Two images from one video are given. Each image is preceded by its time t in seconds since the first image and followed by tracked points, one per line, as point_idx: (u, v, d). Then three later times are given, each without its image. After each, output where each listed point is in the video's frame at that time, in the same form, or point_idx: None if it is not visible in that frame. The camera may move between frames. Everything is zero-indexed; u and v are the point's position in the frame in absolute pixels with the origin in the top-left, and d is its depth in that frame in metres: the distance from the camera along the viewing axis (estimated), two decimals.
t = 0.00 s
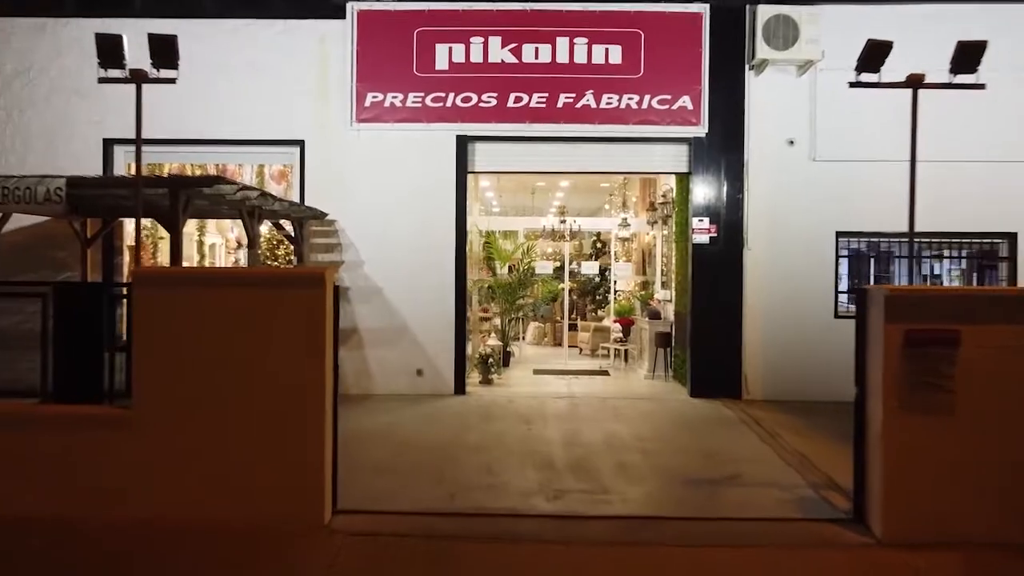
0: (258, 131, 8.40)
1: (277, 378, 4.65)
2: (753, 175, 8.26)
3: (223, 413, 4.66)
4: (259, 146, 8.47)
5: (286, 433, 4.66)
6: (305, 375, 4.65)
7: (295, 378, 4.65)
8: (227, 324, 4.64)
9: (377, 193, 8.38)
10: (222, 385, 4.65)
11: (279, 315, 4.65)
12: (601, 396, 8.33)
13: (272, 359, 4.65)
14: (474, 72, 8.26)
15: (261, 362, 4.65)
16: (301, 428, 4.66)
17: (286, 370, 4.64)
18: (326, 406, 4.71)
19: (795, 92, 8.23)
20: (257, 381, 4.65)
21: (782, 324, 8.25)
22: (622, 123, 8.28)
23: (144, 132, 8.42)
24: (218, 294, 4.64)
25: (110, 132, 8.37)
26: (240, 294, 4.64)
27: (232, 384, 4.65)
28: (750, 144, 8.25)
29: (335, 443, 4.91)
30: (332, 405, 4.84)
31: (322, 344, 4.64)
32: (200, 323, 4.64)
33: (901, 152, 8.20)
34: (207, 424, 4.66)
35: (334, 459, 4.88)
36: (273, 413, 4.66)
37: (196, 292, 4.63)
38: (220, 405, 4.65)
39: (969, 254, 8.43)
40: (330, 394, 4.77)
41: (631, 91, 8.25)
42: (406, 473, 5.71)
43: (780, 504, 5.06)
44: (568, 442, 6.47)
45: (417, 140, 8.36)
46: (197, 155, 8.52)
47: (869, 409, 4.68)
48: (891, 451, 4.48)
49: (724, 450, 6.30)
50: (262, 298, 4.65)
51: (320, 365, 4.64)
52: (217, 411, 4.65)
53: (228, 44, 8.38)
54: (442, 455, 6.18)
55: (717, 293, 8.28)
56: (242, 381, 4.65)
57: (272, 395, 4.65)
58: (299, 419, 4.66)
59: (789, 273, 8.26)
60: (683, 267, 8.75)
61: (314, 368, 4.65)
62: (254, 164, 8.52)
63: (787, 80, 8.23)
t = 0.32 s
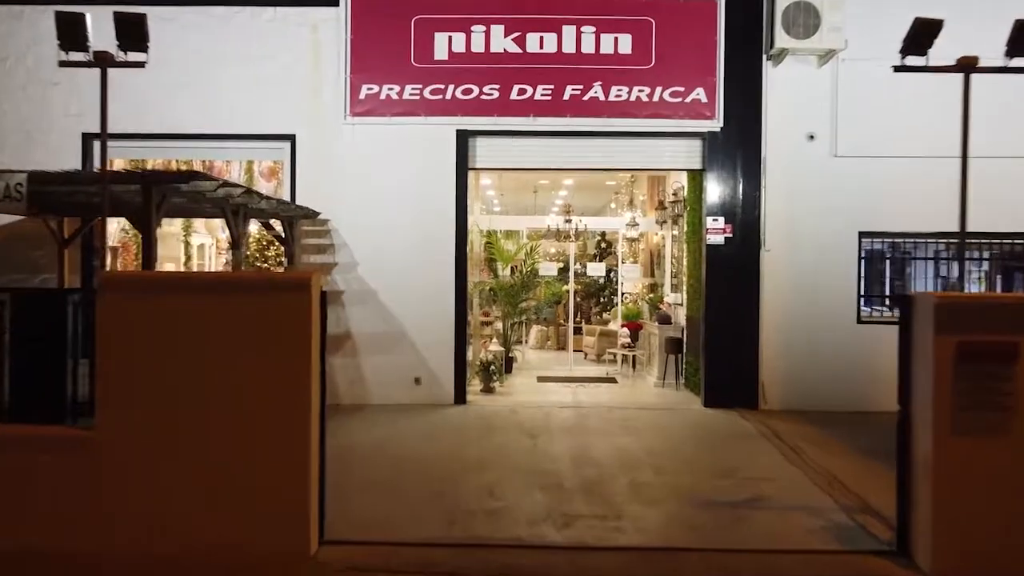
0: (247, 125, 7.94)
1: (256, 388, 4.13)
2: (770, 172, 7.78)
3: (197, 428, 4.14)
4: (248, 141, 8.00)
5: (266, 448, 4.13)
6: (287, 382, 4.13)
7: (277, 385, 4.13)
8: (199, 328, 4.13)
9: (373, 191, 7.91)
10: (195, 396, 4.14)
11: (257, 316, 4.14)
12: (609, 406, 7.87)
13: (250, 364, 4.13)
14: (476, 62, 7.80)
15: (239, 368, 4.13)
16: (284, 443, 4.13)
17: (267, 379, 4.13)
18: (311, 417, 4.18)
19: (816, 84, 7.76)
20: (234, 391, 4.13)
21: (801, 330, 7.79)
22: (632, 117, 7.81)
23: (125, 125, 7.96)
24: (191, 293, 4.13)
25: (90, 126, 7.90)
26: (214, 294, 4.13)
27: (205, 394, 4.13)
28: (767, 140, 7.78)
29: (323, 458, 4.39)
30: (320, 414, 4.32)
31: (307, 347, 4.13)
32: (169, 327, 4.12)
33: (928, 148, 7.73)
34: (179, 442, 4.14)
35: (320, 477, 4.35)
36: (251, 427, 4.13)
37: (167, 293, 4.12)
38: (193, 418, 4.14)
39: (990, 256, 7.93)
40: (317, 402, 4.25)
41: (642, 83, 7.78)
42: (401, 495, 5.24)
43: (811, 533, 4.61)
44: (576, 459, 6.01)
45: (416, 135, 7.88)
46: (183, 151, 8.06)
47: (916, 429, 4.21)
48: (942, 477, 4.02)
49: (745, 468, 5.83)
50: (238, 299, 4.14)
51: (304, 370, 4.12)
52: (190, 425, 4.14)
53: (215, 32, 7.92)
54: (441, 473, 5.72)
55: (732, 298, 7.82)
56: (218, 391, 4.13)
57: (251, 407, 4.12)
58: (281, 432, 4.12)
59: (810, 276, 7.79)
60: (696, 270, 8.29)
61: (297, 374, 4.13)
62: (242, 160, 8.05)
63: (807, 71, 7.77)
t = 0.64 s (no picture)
0: (224, 117, 7.41)
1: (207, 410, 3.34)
2: (783, 168, 7.30)
3: (143, 462, 3.36)
4: (226, 134, 7.48)
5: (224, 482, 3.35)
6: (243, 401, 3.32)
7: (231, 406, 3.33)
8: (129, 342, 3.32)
9: (360, 188, 7.39)
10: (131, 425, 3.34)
11: (200, 321, 3.34)
12: (613, 418, 7.36)
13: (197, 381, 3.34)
14: (470, 50, 7.29)
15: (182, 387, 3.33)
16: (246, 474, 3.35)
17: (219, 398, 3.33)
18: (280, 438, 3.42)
19: (832, 75, 7.30)
20: (167, 417, 3.34)
21: (818, 336, 7.30)
22: (636, 109, 7.31)
23: (93, 116, 7.42)
24: (124, 294, 3.31)
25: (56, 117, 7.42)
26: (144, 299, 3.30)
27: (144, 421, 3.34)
28: (780, 134, 7.30)
29: (298, 481, 3.65)
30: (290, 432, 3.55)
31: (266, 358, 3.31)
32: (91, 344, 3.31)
33: (951, 143, 7.26)
34: (123, 477, 3.36)
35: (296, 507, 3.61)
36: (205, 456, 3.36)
37: (84, 301, 3.30)
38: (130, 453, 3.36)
39: (1004, 256, 7.36)
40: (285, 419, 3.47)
41: (647, 73, 7.28)
42: (389, 523, 4.71)
43: (848, 567, 4.11)
44: (580, 480, 5.50)
45: (406, 128, 7.36)
46: (156, 144, 7.56)
47: (970, 455, 3.71)
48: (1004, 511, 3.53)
49: (764, 490, 5.34)
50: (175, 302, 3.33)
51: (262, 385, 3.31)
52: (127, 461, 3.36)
53: (191, 17, 7.39)
54: (433, 496, 5.20)
55: (743, 301, 7.33)
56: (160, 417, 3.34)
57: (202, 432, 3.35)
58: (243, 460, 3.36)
59: (826, 279, 7.30)
60: (703, 272, 7.82)
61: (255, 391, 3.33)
62: (219, 155, 7.57)
63: (822, 61, 7.30)
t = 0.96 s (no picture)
0: (198, 107, 6.95)
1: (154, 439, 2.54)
2: (794, 161, 6.91)
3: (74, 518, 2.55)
4: (202, 126, 7.02)
5: (165, 543, 2.55)
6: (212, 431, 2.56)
7: (196, 433, 2.55)
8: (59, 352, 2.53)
9: (344, 182, 6.93)
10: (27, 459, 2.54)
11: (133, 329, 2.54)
12: (613, 427, 6.93)
13: (139, 395, 2.55)
14: (462, 37, 6.85)
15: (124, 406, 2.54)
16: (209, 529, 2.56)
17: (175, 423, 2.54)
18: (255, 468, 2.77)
19: (845, 64, 6.90)
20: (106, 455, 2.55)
21: (830, 340, 6.91)
22: (638, 99, 6.89)
23: (58, 106, 6.95)
24: (44, 299, 2.52)
25: (18, 107, 6.95)
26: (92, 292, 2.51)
27: (71, 447, 2.55)
28: (791, 127, 6.90)
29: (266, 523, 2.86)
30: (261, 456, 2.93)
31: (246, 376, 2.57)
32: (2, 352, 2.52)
33: (971, 135, 6.86)
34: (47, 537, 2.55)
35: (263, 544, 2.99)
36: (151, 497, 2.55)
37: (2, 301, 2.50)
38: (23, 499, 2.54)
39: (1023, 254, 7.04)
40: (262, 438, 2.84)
41: (650, 61, 6.86)
42: (373, 549, 4.27)
43: None
44: (582, 498, 5.07)
45: (393, 119, 6.92)
46: (127, 137, 7.09)
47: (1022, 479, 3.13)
48: None
49: (783, 510, 4.92)
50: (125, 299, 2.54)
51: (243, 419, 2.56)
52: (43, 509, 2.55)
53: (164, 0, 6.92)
54: (422, 517, 4.76)
55: (750, 303, 6.91)
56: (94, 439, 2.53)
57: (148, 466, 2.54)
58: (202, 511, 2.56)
59: (839, 279, 6.90)
60: (707, 272, 7.40)
61: (223, 411, 2.56)
62: (195, 148, 7.11)
63: (835, 49, 6.90)
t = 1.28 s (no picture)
0: (168, 95, 6.47)
1: (104, 453, 2.17)
2: (803, 154, 6.51)
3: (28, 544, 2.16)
4: (173, 116, 6.56)
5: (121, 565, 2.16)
6: (175, 440, 2.19)
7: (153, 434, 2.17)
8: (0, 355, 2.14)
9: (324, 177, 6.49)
10: None
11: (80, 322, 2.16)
12: (613, 437, 6.51)
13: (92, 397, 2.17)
14: (450, 20, 6.41)
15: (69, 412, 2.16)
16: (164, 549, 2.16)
17: (129, 435, 2.17)
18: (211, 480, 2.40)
19: (857, 52, 6.52)
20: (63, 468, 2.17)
21: (842, 345, 6.51)
22: (638, 89, 6.47)
23: (16, 93, 6.47)
24: None
25: None
26: (33, 283, 2.14)
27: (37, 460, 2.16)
28: (800, 117, 6.50)
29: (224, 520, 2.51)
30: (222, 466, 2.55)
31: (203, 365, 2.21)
32: None
33: (991, 127, 6.47)
34: None
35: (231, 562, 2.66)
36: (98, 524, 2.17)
37: None
38: None
39: None
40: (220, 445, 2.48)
41: (651, 47, 6.44)
42: None
43: None
44: (583, 519, 4.65)
45: (378, 109, 6.48)
46: (91, 126, 6.61)
47: None
48: None
49: (802, 532, 4.51)
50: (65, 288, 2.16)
51: (193, 416, 2.19)
52: None
53: None
54: (407, 541, 4.32)
55: (759, 305, 6.51)
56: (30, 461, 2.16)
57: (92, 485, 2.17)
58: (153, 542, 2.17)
59: (852, 280, 6.50)
60: (711, 273, 7.00)
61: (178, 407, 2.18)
62: (166, 138, 6.69)
63: (847, 36, 6.51)
